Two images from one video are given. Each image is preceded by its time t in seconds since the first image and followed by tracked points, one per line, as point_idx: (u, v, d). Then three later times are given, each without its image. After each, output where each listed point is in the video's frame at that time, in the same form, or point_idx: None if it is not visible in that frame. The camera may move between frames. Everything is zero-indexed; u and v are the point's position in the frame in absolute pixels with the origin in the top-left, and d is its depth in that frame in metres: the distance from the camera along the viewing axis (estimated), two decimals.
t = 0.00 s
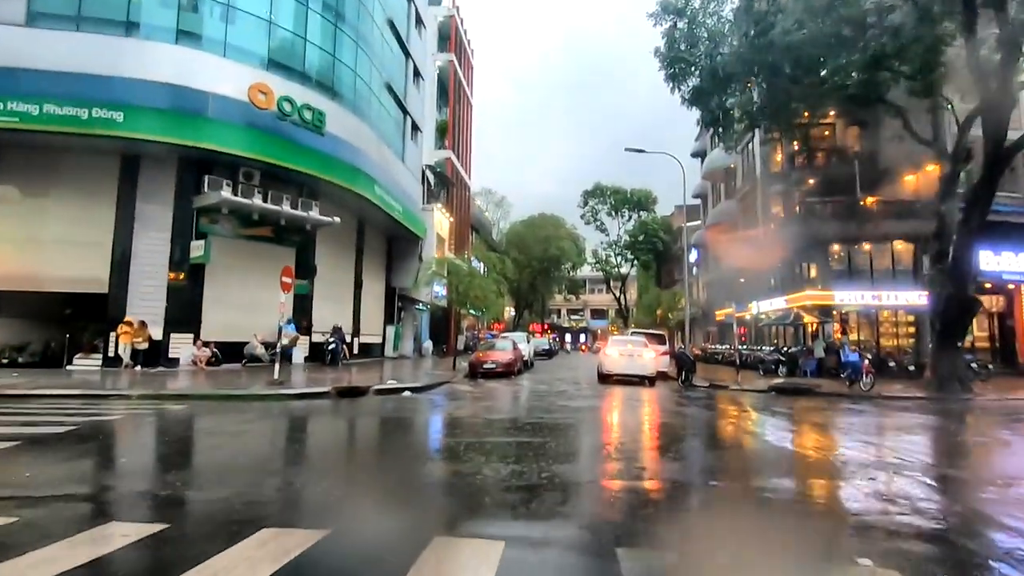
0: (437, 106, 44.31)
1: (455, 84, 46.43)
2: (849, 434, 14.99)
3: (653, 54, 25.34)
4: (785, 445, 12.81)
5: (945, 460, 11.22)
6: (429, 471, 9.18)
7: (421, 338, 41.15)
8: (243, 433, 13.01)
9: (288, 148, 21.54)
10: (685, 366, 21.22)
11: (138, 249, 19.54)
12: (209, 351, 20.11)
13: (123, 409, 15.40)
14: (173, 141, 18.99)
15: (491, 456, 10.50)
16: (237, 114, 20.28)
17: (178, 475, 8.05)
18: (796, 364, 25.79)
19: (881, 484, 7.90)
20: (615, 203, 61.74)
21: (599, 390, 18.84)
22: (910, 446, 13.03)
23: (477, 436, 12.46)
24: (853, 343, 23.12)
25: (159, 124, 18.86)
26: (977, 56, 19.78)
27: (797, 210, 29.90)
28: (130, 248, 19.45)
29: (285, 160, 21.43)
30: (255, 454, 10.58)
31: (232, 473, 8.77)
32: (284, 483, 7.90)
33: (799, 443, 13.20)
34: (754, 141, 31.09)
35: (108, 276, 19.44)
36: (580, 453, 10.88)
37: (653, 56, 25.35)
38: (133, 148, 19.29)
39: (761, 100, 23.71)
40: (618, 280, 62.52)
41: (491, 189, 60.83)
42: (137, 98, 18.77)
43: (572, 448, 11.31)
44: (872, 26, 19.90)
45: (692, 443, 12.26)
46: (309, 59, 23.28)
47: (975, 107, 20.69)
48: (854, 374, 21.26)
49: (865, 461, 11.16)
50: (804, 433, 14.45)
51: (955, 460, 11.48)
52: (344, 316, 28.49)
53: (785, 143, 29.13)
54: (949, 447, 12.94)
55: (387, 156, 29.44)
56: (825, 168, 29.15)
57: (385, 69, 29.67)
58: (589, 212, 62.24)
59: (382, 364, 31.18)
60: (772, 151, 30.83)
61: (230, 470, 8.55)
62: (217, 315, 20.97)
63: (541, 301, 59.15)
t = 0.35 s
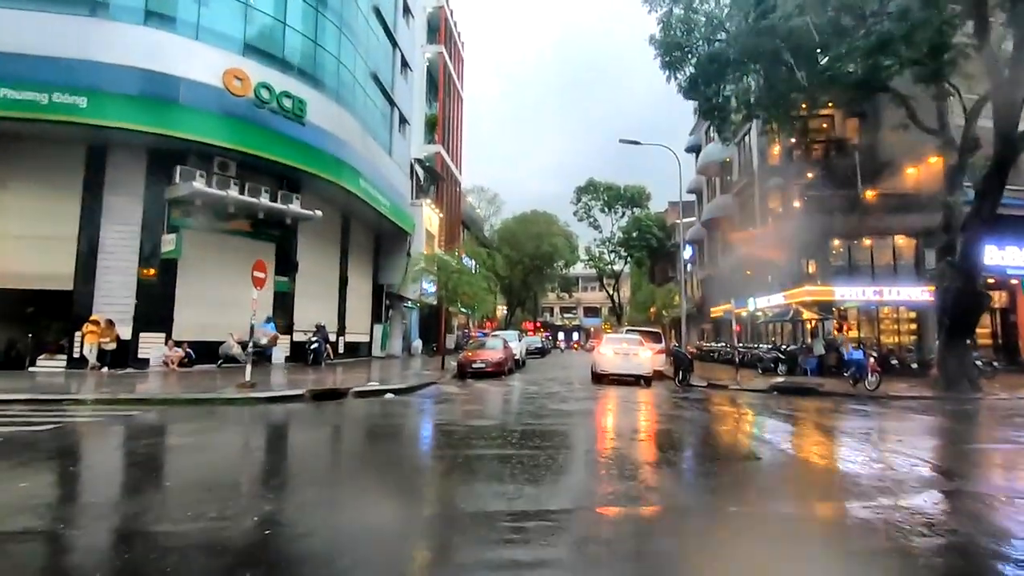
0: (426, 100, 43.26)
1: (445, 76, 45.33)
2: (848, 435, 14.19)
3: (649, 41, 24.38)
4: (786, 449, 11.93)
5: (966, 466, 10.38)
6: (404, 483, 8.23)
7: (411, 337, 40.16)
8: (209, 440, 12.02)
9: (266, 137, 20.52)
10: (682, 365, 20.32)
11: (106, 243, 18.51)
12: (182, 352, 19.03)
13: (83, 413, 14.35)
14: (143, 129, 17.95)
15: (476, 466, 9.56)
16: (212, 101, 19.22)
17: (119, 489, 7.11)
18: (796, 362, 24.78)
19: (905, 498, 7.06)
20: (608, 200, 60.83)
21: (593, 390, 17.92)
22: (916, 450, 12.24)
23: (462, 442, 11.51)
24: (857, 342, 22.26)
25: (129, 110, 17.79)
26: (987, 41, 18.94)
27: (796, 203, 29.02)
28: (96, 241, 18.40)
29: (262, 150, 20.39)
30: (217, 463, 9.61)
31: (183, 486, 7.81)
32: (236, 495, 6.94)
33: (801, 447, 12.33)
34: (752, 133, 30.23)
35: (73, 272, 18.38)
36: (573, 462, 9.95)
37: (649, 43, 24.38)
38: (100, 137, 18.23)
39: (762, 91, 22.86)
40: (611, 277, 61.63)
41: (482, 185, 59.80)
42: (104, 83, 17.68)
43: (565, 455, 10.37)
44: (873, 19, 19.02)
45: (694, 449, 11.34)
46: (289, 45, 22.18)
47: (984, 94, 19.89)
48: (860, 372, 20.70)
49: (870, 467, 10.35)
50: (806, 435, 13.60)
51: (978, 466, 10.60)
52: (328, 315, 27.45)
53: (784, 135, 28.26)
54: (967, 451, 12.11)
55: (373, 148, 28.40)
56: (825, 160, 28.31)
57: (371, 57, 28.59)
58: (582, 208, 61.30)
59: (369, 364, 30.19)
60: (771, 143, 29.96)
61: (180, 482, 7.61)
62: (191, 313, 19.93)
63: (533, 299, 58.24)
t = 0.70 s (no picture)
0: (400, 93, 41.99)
1: (419, 69, 44.06)
2: (836, 436, 13.36)
3: (629, 28, 23.42)
4: (772, 452, 11.06)
5: (976, 469, 9.50)
6: (356, 501, 7.15)
7: (386, 338, 38.91)
8: (148, 452, 10.82)
9: (223, 124, 19.21)
10: (665, 363, 19.30)
11: (46, 239, 17.12)
12: (130, 356, 17.70)
13: (13, 423, 13.02)
14: (87, 114, 16.59)
15: (442, 478, 8.48)
16: (163, 85, 17.89)
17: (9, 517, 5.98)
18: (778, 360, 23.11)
19: (929, 520, 6.12)
20: (587, 197, 59.89)
21: (574, 392, 16.88)
22: (918, 451, 11.40)
23: (430, 450, 10.43)
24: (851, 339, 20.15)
25: (70, 94, 16.41)
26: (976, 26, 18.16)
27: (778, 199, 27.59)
28: (35, 237, 16.99)
29: (219, 139, 19.06)
30: (146, 482, 8.44)
31: (94, 511, 6.68)
32: (143, 527, 5.83)
33: (788, 449, 11.47)
34: (734, 125, 29.45)
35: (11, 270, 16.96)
36: (551, 471, 8.92)
37: (629, 29, 23.41)
38: (39, 126, 16.83)
39: (740, 81, 21.85)
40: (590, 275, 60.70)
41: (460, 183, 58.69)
42: (42, 64, 16.27)
43: (542, 463, 9.34)
44: (851, 5, 17.98)
45: (683, 455, 10.37)
46: (250, 27, 20.85)
47: (970, 81, 19.21)
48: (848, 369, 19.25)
49: (862, 469, 9.52)
50: (800, 438, 12.71)
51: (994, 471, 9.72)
52: (295, 314, 26.15)
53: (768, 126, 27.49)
54: (978, 453, 11.23)
55: (343, 139, 27.13)
56: (809, 152, 27.63)
57: (339, 44, 27.28)
58: (561, 206, 60.25)
59: (341, 366, 28.93)
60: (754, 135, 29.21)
61: (89, 508, 6.48)
62: (143, 314, 18.62)
63: (512, 298, 57.20)
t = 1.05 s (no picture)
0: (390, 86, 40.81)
1: (410, 62, 42.86)
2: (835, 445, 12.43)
3: (628, 18, 22.34)
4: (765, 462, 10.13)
5: (1001, 485, 8.57)
6: (298, 523, 6.05)
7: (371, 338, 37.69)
8: (85, 458, 9.67)
9: (195, 107, 18.06)
10: (659, 368, 18.21)
11: None
12: (88, 354, 16.65)
13: None
14: (45, 91, 15.36)
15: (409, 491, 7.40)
16: (130, 63, 16.72)
17: None
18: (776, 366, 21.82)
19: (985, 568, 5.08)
20: (580, 198, 58.77)
21: (563, 397, 15.79)
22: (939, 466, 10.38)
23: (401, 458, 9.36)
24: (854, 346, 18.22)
25: (26, 69, 15.17)
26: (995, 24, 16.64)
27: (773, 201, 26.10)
28: None
29: (189, 122, 17.98)
30: (66, 494, 7.33)
31: None
32: None
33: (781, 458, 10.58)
34: (734, 122, 28.48)
35: None
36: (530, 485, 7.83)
37: (627, 20, 22.34)
38: None
39: (738, 77, 20.66)
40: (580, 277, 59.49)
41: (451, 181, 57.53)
42: None
43: (524, 475, 8.27)
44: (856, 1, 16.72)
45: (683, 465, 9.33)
46: (227, 6, 19.68)
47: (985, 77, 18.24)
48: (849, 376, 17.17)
49: (857, 481, 8.66)
50: (808, 449, 11.67)
51: None
52: (272, 311, 25.00)
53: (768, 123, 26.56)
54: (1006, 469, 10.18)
55: (327, 130, 25.97)
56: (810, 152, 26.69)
57: (324, 30, 26.12)
58: (553, 206, 59.16)
59: (321, 367, 27.75)
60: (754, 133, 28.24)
61: None
62: (102, 308, 17.44)
63: (502, 299, 56.07)
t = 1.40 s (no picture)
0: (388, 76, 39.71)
1: (409, 51, 41.73)
2: (856, 449, 11.34)
3: None
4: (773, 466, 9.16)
5: None
6: (238, 544, 5.01)
7: (365, 335, 36.52)
8: (28, 457, 8.63)
9: (173, 87, 17.03)
10: (666, 369, 17.06)
11: None
12: (55, 347, 15.53)
13: None
14: (8, 65, 14.27)
15: (381, 504, 6.35)
16: (102, 38, 15.65)
17: None
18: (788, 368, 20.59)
19: None
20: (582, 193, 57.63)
21: (563, 400, 14.69)
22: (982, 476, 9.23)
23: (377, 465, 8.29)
24: (872, 346, 16.49)
25: None
26: None
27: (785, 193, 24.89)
28: None
29: (166, 101, 16.93)
30: None
31: None
32: None
33: (789, 461, 9.60)
34: (743, 112, 27.37)
35: None
36: (521, 496, 6.78)
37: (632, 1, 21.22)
38: None
39: (749, 61, 19.51)
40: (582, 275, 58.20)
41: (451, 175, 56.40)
42: None
43: (515, 486, 7.21)
44: None
45: (697, 474, 8.25)
46: None
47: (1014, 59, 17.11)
48: (870, 380, 15.67)
49: (869, 488, 7.73)
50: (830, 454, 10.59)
51: None
52: (258, 306, 23.88)
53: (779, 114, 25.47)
54: None
55: (318, 116, 24.92)
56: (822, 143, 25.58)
57: (316, 12, 25.05)
58: (555, 202, 57.92)
59: (311, 364, 26.65)
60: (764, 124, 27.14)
61: None
62: (70, 299, 16.37)
63: (501, 296, 54.90)
